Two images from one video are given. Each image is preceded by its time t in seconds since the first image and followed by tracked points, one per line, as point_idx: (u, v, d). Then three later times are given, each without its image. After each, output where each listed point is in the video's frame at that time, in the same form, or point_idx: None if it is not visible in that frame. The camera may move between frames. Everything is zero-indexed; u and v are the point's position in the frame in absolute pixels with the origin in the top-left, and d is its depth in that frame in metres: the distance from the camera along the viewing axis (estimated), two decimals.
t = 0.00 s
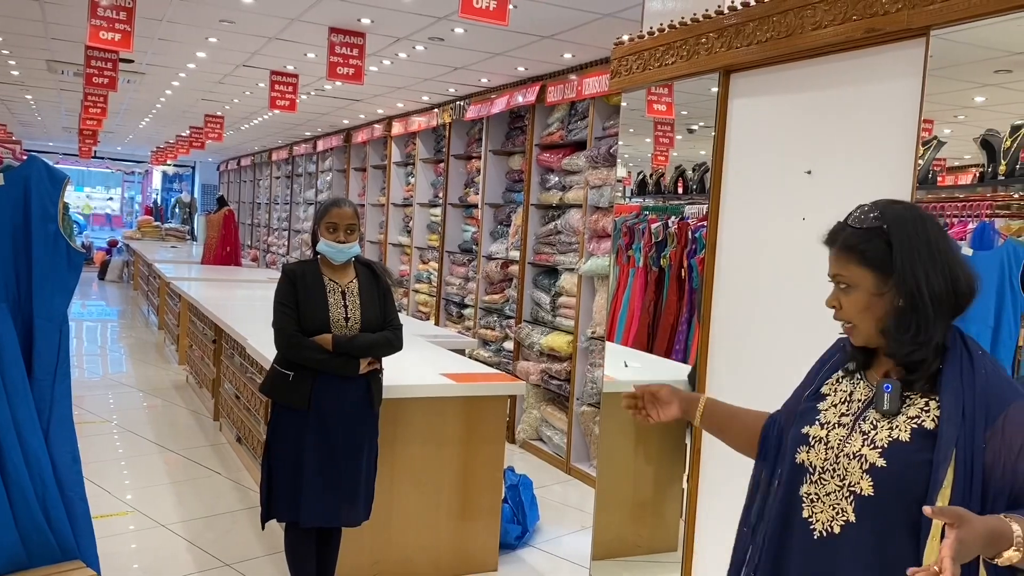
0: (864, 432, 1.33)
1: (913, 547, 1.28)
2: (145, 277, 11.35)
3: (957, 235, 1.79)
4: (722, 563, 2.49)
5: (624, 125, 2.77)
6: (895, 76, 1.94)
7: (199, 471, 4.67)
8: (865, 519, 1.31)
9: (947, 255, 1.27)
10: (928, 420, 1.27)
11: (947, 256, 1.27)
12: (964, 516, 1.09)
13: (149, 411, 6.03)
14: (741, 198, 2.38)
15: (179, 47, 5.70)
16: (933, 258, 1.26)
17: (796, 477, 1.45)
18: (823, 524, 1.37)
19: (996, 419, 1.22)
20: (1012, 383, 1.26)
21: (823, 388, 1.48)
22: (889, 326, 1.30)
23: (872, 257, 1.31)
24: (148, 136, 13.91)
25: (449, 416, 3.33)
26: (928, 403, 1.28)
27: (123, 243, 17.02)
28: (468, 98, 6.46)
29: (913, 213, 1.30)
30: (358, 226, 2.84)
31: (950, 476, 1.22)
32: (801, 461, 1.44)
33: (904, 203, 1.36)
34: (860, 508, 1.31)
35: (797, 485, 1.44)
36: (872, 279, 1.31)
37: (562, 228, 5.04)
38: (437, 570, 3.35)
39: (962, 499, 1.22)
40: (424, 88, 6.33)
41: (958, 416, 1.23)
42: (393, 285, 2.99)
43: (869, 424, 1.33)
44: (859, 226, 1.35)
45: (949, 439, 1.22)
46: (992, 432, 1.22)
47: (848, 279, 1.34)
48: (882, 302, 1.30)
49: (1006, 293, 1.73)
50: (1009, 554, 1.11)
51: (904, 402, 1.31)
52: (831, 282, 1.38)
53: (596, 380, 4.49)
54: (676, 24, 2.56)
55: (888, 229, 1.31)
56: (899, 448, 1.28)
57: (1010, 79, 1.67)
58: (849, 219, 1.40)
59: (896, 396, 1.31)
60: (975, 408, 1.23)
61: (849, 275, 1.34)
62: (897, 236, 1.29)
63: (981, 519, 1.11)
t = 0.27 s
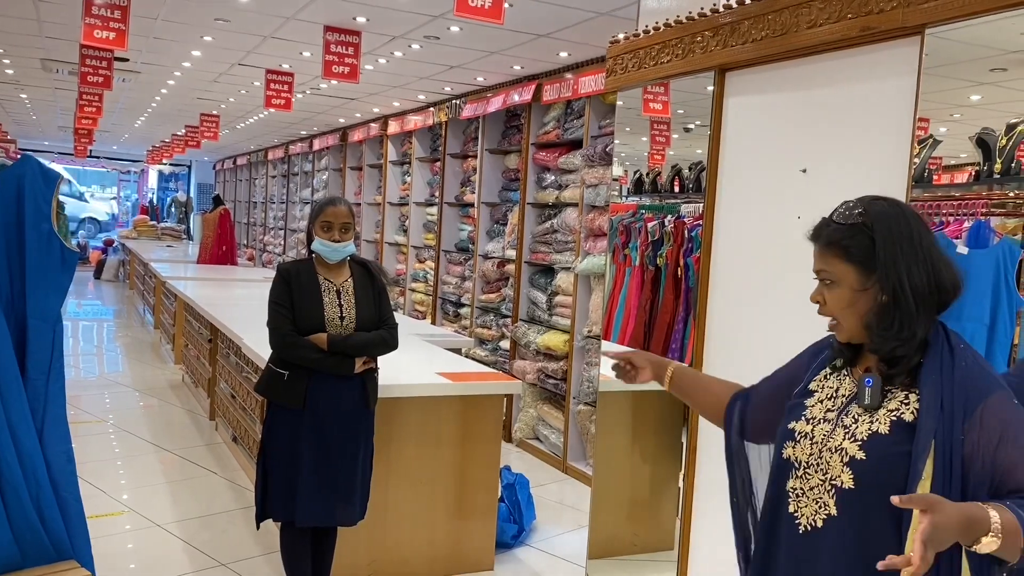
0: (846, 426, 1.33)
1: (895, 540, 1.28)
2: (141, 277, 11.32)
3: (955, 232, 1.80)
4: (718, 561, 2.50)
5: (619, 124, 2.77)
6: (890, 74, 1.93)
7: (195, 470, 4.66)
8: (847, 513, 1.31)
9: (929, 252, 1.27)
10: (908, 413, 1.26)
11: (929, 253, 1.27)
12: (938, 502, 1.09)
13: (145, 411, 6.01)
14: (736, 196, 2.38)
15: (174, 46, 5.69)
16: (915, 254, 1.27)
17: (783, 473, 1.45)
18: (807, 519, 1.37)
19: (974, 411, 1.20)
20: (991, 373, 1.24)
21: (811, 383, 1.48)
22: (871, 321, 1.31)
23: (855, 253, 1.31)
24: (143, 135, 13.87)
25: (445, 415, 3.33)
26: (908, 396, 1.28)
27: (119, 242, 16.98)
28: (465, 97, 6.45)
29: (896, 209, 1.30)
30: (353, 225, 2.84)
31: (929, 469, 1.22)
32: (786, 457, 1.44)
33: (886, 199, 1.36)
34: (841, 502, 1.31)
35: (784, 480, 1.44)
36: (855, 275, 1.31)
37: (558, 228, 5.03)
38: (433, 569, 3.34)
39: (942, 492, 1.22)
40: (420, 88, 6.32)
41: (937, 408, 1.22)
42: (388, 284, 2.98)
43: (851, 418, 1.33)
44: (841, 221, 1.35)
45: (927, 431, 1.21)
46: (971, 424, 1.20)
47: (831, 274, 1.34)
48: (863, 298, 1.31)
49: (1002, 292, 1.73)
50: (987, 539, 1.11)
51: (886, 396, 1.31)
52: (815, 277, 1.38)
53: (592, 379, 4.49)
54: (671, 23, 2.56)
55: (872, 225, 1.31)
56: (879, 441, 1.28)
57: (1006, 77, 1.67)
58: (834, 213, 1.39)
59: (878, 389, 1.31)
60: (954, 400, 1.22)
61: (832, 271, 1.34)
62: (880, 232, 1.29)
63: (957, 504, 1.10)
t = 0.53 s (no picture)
0: (827, 422, 1.33)
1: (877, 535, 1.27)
2: (136, 275, 11.28)
3: (949, 230, 1.80)
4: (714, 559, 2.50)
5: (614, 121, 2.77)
6: (884, 70, 1.93)
7: (189, 469, 4.65)
8: (829, 510, 1.31)
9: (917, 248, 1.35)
10: (887, 407, 1.26)
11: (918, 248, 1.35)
12: (903, 499, 1.07)
13: (139, 410, 5.99)
14: (730, 194, 2.38)
15: (167, 43, 5.66)
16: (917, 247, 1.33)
17: (767, 471, 1.45)
18: (793, 517, 1.37)
19: (952, 403, 1.19)
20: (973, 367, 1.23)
21: (791, 380, 1.48)
22: (889, 308, 1.30)
23: (881, 239, 1.30)
24: (138, 133, 13.83)
25: (441, 414, 3.32)
26: (887, 390, 1.28)
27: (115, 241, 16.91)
28: (460, 95, 6.44)
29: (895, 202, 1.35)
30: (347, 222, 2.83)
31: (908, 461, 1.21)
32: (769, 455, 1.44)
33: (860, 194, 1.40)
34: (824, 499, 1.31)
35: (769, 479, 1.44)
36: (882, 260, 1.29)
37: (553, 225, 5.03)
38: (428, 568, 3.34)
39: (920, 486, 1.20)
40: (415, 85, 6.31)
41: (915, 400, 1.22)
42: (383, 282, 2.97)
43: (832, 415, 1.33)
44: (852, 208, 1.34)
45: (905, 422, 1.21)
46: (948, 416, 1.19)
47: (859, 259, 1.30)
48: (889, 284, 1.30)
49: (997, 288, 1.73)
50: (956, 534, 1.09)
51: (866, 390, 1.31)
52: (832, 265, 1.31)
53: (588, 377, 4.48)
54: (666, 19, 2.55)
55: (889, 212, 1.32)
56: (859, 437, 1.28)
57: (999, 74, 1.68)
58: (834, 203, 1.37)
59: (857, 384, 1.31)
60: (931, 392, 1.22)
61: (859, 255, 1.30)
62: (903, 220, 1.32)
63: (922, 500, 1.08)
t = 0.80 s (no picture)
0: (824, 418, 1.33)
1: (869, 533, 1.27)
2: (131, 273, 11.25)
3: (944, 226, 1.80)
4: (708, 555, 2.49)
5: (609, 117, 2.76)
6: (880, 65, 1.93)
7: (185, 467, 4.63)
8: (823, 506, 1.31)
9: (925, 240, 1.28)
10: (886, 403, 1.26)
11: (925, 240, 1.28)
12: (906, 499, 1.09)
13: (134, 407, 5.97)
14: (726, 189, 2.37)
15: (161, 39, 5.63)
16: (915, 239, 1.26)
17: (764, 466, 1.45)
18: (789, 513, 1.37)
19: (954, 400, 1.19)
20: (977, 362, 1.22)
21: (790, 377, 1.48)
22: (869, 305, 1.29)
23: (860, 235, 1.29)
24: (132, 130, 13.78)
25: (436, 410, 3.32)
26: (886, 385, 1.27)
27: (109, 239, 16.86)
28: (455, 91, 6.43)
29: (893, 194, 1.30)
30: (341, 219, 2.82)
31: (906, 457, 1.20)
32: (767, 450, 1.44)
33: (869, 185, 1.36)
34: (819, 495, 1.31)
35: (765, 474, 1.44)
36: (858, 256, 1.29)
37: (549, 222, 5.02)
38: (424, 565, 3.33)
39: (918, 483, 1.20)
40: (410, 82, 6.29)
41: (916, 396, 1.21)
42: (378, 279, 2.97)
43: (830, 410, 1.33)
44: (836, 202, 1.34)
45: (905, 418, 1.21)
46: (951, 413, 1.19)
47: (832, 254, 1.31)
48: (864, 280, 1.29)
49: (992, 285, 1.73)
50: (959, 534, 1.10)
51: (864, 386, 1.30)
52: (807, 258, 1.34)
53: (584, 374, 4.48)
54: (661, 14, 2.54)
55: (876, 206, 1.29)
56: (855, 432, 1.27)
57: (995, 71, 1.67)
58: (828, 195, 1.37)
59: (856, 378, 1.31)
60: (933, 388, 1.21)
61: (831, 250, 1.31)
62: (888, 215, 1.28)
63: (924, 500, 1.10)
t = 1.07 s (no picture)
0: (823, 418, 1.33)
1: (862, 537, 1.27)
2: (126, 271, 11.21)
3: (939, 223, 1.80)
4: (704, 551, 2.48)
5: (605, 114, 2.76)
6: (876, 62, 1.93)
7: (180, 465, 4.62)
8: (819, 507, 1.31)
9: (916, 240, 1.22)
10: (879, 404, 1.25)
11: (916, 239, 1.22)
12: (878, 497, 1.09)
13: (128, 406, 5.95)
14: (722, 186, 2.37)
15: (155, 36, 5.61)
16: (899, 240, 1.23)
17: (772, 464, 1.46)
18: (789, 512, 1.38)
19: (944, 400, 1.15)
20: (975, 359, 1.17)
21: (802, 372, 1.48)
22: (846, 301, 1.29)
23: (840, 229, 1.29)
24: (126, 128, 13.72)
25: (432, 408, 3.31)
26: (882, 386, 1.27)
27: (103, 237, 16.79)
28: (451, 89, 6.41)
29: (884, 192, 1.26)
30: (336, 216, 2.81)
31: (897, 459, 1.19)
32: (774, 448, 1.45)
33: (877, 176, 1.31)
34: (815, 496, 1.32)
35: (773, 471, 1.45)
36: (836, 250, 1.29)
37: (545, 219, 5.02)
38: (421, 562, 3.33)
39: (909, 485, 1.19)
40: (406, 79, 6.28)
41: (905, 396, 1.19)
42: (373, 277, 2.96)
43: (829, 410, 1.33)
44: (832, 196, 1.33)
45: (894, 419, 1.19)
46: (941, 414, 1.16)
47: (816, 247, 1.33)
48: (840, 275, 1.29)
49: (987, 282, 1.73)
50: (934, 534, 1.09)
51: (862, 386, 1.30)
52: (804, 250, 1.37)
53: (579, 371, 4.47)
54: (657, 11, 2.54)
55: (860, 205, 1.27)
56: (849, 433, 1.28)
57: (990, 68, 1.67)
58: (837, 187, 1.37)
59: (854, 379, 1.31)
60: (924, 388, 1.18)
61: (815, 243, 1.33)
62: (866, 211, 1.26)
63: (898, 499, 1.09)
